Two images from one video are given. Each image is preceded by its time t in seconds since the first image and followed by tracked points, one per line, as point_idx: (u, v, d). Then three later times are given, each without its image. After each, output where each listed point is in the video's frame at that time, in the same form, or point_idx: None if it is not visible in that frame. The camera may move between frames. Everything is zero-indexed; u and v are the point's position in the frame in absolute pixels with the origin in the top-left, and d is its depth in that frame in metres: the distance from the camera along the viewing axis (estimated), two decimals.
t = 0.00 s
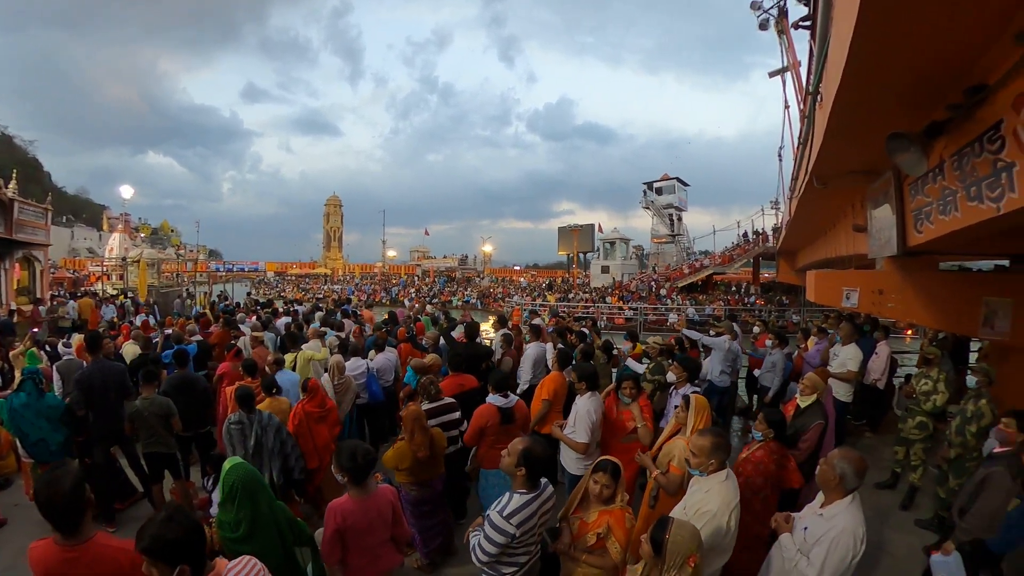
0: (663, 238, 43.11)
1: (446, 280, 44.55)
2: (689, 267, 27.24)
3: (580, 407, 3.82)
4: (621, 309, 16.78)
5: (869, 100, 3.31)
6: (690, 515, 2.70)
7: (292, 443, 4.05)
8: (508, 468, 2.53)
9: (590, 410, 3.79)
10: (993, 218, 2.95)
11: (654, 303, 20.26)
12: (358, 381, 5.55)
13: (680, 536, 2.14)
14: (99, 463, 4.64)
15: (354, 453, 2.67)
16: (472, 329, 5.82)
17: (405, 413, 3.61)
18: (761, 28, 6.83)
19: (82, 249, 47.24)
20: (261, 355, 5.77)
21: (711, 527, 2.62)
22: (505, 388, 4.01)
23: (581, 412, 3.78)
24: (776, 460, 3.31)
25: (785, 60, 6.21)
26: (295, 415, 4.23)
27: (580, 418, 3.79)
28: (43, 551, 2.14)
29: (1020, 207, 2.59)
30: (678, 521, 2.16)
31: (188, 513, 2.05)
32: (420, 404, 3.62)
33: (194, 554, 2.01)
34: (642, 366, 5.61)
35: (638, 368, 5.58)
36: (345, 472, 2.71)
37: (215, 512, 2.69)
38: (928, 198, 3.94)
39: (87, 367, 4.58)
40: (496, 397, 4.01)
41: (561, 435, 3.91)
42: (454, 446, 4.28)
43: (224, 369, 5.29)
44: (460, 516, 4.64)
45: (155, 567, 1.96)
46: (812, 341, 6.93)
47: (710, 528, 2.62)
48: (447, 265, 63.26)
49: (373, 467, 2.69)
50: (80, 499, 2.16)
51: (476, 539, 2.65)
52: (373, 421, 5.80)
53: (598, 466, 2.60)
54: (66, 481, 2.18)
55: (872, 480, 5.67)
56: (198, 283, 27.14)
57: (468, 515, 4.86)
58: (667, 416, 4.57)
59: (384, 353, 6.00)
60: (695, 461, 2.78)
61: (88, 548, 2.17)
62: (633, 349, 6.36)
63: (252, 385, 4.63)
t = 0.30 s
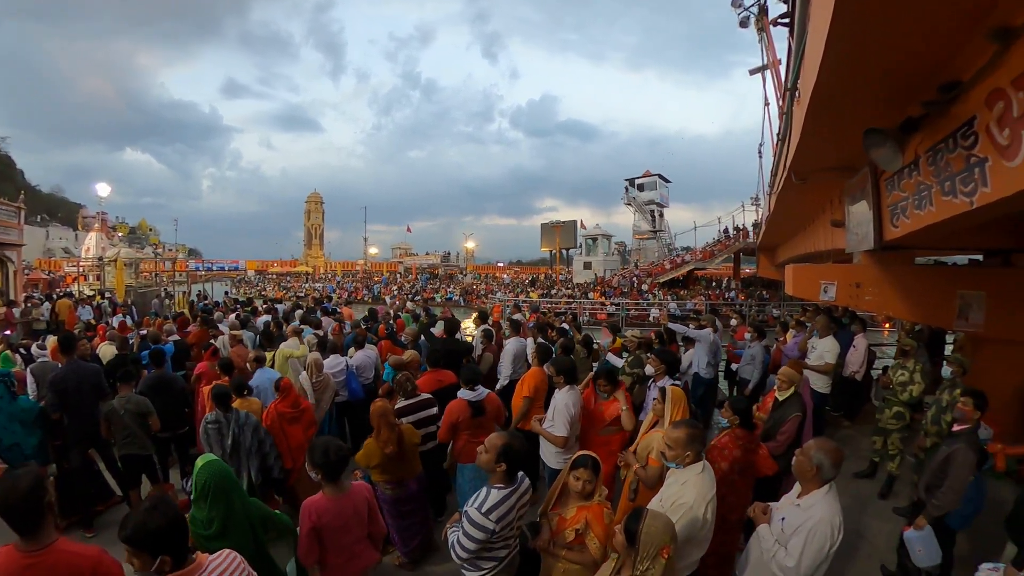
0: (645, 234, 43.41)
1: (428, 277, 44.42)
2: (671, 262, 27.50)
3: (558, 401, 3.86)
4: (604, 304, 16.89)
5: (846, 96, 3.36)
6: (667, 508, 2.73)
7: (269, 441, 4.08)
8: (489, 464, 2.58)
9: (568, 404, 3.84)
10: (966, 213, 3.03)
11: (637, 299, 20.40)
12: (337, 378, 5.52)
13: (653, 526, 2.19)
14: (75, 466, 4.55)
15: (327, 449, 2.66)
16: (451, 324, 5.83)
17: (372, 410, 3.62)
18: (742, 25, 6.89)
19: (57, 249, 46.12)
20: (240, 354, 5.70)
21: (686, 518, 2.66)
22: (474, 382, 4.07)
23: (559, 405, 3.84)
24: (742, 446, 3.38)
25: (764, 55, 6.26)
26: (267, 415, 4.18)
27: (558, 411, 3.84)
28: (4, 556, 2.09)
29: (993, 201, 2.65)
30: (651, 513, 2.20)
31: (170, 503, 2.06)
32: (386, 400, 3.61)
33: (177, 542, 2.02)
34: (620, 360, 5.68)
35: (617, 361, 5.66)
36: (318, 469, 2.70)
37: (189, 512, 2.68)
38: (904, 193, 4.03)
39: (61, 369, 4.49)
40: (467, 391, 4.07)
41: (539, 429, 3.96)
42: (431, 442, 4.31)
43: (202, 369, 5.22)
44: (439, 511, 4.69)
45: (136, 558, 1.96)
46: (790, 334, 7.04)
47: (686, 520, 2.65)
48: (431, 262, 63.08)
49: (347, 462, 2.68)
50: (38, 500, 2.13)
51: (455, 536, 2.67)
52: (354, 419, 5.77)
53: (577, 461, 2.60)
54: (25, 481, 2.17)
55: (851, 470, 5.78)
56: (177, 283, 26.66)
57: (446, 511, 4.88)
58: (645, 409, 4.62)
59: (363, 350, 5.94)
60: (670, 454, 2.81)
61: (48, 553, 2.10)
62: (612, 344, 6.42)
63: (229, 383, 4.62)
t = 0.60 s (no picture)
0: (630, 233, 43.68)
1: (415, 277, 44.22)
2: (655, 260, 27.70)
3: (539, 398, 3.87)
4: (588, 303, 16.97)
5: (824, 94, 3.41)
6: (644, 500, 2.77)
7: (250, 443, 4.06)
8: (468, 472, 2.52)
9: (548, 400, 3.85)
10: (943, 207, 3.09)
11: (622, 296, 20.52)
12: (319, 379, 5.48)
13: (625, 518, 2.30)
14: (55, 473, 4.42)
15: (303, 446, 2.68)
16: (433, 323, 5.78)
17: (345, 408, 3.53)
18: (723, 25, 6.97)
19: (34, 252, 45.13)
20: (222, 356, 5.64)
21: (663, 511, 2.72)
22: (450, 376, 4.12)
23: (539, 401, 3.85)
24: (713, 442, 3.52)
25: (745, 54, 6.32)
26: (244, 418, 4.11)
27: (538, 408, 3.86)
28: None
29: (968, 195, 2.71)
30: (622, 506, 2.31)
31: (156, 498, 2.06)
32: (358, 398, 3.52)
33: (159, 536, 2.01)
34: (600, 357, 5.73)
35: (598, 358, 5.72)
36: (294, 468, 2.70)
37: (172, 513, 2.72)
38: (882, 189, 4.10)
39: (39, 373, 4.41)
40: (445, 387, 4.15)
41: (521, 426, 3.97)
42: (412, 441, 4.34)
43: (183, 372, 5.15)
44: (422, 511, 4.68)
45: (119, 550, 1.96)
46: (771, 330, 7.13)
47: (662, 511, 2.71)
48: (415, 261, 62.88)
49: (324, 461, 2.69)
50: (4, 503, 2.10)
51: (436, 537, 2.64)
52: (336, 419, 5.74)
53: (556, 455, 2.61)
54: None
55: (833, 462, 5.88)
56: (158, 285, 26.25)
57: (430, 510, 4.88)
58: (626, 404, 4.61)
59: (346, 350, 5.91)
60: (648, 444, 2.83)
61: (15, 557, 2.05)
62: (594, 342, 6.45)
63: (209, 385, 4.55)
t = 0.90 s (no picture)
0: (617, 231, 43.88)
1: (403, 277, 44.05)
2: (642, 259, 27.87)
3: (521, 395, 3.89)
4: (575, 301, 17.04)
5: (806, 94, 3.47)
6: (622, 495, 2.80)
7: (234, 445, 4.05)
8: (444, 494, 2.50)
9: (529, 398, 3.87)
10: (923, 204, 3.16)
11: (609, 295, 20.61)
12: (303, 380, 5.45)
13: (597, 510, 2.22)
14: (36, 478, 4.37)
15: (283, 444, 2.69)
16: (416, 322, 5.68)
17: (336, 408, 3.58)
18: (709, 26, 7.02)
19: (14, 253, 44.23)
20: (206, 357, 5.59)
21: (640, 505, 2.75)
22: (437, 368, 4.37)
23: (521, 399, 3.86)
24: (690, 437, 3.53)
25: (730, 55, 6.37)
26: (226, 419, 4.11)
27: (519, 405, 3.87)
28: None
29: (948, 193, 2.77)
30: (594, 498, 2.23)
31: (147, 491, 2.07)
32: (350, 397, 3.59)
33: (147, 529, 2.01)
34: (582, 355, 5.79)
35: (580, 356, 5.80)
36: (275, 466, 2.70)
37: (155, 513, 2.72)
38: (864, 187, 4.17)
39: (20, 376, 4.35)
40: (432, 377, 4.38)
41: (504, 425, 3.99)
42: (398, 440, 4.32)
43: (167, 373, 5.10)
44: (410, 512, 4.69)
45: (107, 542, 1.97)
46: (755, 327, 7.21)
47: (638, 506, 2.74)
48: (403, 261, 62.64)
49: (304, 458, 2.70)
50: None
51: (416, 556, 2.63)
52: (321, 420, 5.71)
53: (532, 448, 2.65)
54: None
55: (817, 457, 5.96)
56: (140, 287, 25.90)
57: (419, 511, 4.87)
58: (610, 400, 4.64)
59: (330, 351, 5.92)
60: (624, 437, 2.88)
61: None
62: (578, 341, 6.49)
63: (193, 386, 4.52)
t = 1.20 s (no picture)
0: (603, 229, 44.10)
1: (389, 274, 43.83)
2: (627, 256, 28.06)
3: (501, 392, 3.92)
4: (560, 298, 17.13)
5: (788, 94, 3.52)
6: (600, 490, 2.83)
7: (216, 443, 4.02)
8: (410, 507, 2.38)
9: (511, 394, 3.89)
10: (901, 203, 3.23)
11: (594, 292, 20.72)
12: (286, 378, 5.42)
13: (574, 502, 2.24)
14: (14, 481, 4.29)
15: (264, 441, 2.67)
16: (399, 320, 5.54)
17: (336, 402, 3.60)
18: (694, 25, 7.08)
19: None
20: (188, 357, 5.54)
21: (618, 498, 2.77)
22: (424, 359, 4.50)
23: (502, 395, 3.89)
24: (669, 426, 3.57)
25: (713, 54, 6.41)
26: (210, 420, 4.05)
27: (501, 402, 3.89)
28: None
29: (925, 192, 2.84)
30: (571, 491, 2.25)
31: (132, 488, 2.07)
32: (349, 393, 3.64)
33: (130, 525, 2.01)
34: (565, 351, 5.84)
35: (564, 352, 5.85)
36: (256, 463, 2.69)
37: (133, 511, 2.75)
38: (845, 186, 4.23)
39: None
40: (417, 366, 4.54)
41: (486, 421, 4.02)
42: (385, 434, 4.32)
43: (148, 373, 5.05)
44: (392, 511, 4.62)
45: (89, 536, 1.96)
46: (736, 323, 7.31)
47: (616, 500, 2.76)
48: (389, 259, 62.35)
49: (285, 453, 2.70)
50: None
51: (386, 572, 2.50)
52: (305, 418, 5.71)
53: (506, 443, 2.67)
54: None
55: (797, 450, 6.08)
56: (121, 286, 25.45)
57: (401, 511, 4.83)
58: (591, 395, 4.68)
59: (313, 349, 5.84)
60: (601, 432, 2.90)
61: None
62: (561, 337, 6.53)
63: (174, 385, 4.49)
